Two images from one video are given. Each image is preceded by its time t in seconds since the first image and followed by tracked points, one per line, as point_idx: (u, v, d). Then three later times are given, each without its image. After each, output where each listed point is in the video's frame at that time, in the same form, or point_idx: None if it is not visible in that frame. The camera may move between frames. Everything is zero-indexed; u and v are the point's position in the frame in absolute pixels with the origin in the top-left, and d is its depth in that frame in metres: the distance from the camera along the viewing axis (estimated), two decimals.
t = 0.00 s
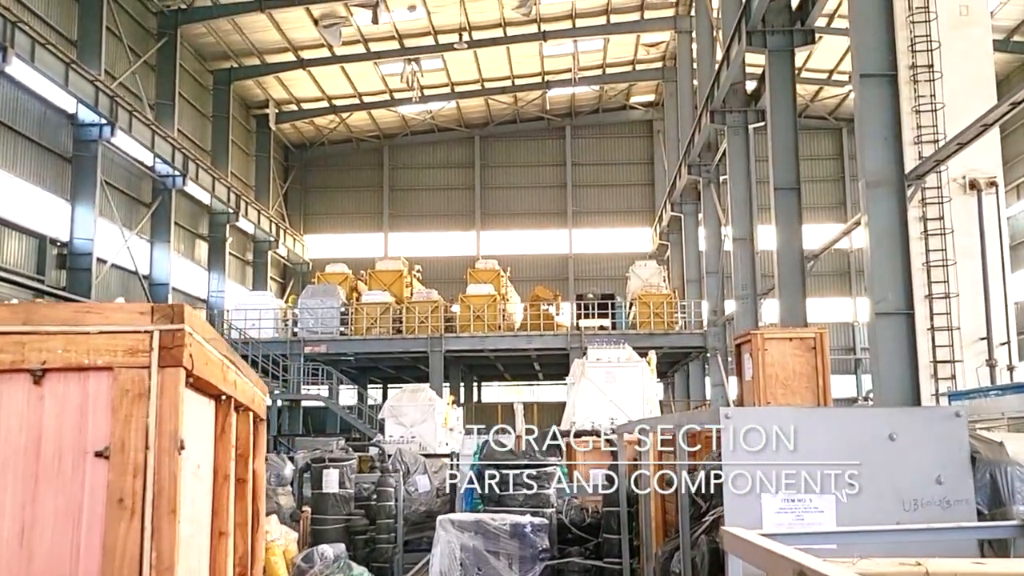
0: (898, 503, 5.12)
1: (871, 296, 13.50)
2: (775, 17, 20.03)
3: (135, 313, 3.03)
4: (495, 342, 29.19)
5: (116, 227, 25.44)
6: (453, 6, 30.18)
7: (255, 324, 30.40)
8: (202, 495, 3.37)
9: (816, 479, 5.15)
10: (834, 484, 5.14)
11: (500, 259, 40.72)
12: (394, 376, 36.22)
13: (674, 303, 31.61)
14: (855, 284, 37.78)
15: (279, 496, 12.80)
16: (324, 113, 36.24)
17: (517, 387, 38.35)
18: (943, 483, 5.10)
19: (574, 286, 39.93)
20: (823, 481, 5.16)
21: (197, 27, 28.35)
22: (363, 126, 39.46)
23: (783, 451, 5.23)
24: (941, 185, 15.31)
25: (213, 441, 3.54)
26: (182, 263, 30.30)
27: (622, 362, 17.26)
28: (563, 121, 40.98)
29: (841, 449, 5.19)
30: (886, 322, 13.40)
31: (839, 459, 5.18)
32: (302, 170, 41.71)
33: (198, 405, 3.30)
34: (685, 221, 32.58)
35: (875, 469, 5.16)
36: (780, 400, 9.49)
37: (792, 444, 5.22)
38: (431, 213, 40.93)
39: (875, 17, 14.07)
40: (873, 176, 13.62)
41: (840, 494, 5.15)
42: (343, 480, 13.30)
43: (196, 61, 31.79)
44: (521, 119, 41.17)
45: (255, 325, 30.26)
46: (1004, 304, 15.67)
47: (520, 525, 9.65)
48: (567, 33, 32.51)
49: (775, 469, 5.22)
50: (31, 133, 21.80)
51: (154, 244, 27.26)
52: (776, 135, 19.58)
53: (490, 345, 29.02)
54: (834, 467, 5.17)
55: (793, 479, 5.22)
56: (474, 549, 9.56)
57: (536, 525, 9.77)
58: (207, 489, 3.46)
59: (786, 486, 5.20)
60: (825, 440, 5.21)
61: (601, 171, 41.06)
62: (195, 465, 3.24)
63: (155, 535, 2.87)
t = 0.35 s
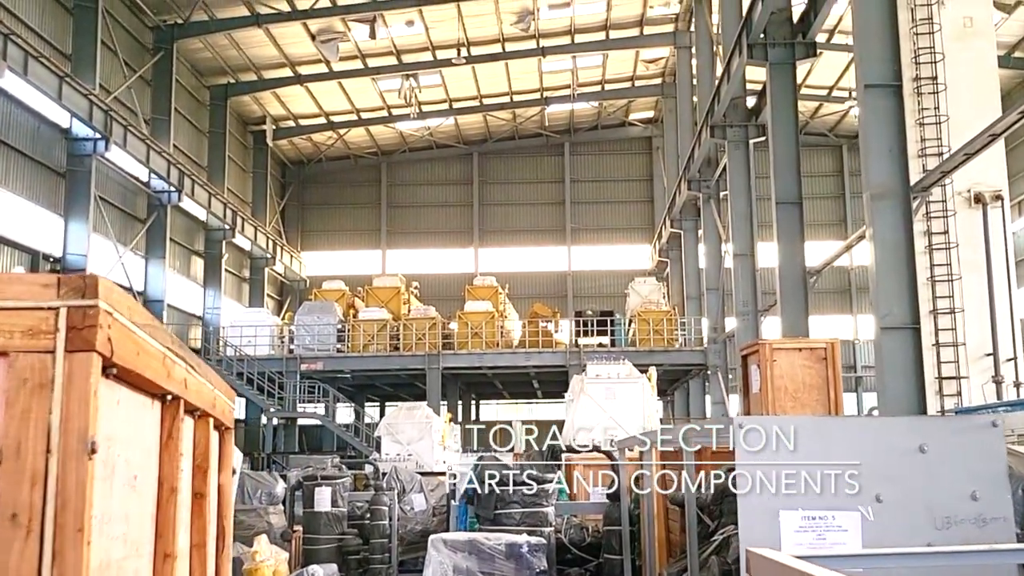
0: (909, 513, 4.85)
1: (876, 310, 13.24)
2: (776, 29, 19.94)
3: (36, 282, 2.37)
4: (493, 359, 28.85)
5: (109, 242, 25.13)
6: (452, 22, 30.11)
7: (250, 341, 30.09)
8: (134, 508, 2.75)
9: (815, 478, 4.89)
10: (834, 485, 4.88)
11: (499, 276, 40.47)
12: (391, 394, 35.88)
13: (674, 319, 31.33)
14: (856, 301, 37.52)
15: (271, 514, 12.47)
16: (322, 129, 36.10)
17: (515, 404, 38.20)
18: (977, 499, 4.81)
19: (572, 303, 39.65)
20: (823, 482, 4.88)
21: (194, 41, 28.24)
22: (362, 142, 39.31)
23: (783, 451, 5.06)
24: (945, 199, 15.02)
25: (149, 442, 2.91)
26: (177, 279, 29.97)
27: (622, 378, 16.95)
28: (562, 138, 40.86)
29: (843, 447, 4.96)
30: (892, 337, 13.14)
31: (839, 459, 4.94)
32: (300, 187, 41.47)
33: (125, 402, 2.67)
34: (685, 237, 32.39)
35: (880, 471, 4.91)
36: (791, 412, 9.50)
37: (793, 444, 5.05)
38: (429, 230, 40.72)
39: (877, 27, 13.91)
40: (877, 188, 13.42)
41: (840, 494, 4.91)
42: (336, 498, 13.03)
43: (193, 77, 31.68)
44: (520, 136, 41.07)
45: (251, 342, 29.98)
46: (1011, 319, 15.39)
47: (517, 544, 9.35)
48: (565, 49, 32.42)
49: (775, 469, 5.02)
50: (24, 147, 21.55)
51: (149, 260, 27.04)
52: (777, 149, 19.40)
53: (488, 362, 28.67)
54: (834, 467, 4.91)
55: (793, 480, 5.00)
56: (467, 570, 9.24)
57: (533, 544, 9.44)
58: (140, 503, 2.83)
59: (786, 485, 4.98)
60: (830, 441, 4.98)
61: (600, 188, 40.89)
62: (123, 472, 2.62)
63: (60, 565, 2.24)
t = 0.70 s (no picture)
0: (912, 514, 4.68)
1: (888, 317, 12.93)
2: (783, 35, 19.76)
3: None
4: (497, 370, 28.49)
5: (109, 253, 24.88)
6: (455, 31, 29.94)
7: (252, 353, 29.85)
8: (46, 537, 2.14)
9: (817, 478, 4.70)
10: (834, 485, 4.70)
11: (503, 288, 40.23)
12: (395, 406, 35.54)
13: (680, 330, 31.02)
14: (863, 311, 37.17)
15: (268, 529, 12.18)
16: (325, 139, 35.94)
17: (520, 417, 37.99)
18: (985, 530, 4.63)
19: (577, 315, 39.38)
20: (823, 481, 4.71)
21: (195, 51, 28.12)
22: (365, 153, 39.16)
23: (783, 451, 4.83)
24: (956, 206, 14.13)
25: (68, 455, 2.29)
26: (178, 291, 29.70)
27: (629, 389, 16.56)
28: (566, 148, 40.66)
29: (844, 447, 4.81)
30: (905, 346, 12.83)
31: (840, 458, 4.78)
32: (303, 198, 41.24)
33: (32, 403, 2.06)
34: (691, 247, 32.15)
35: (882, 471, 4.75)
36: (810, 421, 9.36)
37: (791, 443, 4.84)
38: (432, 241, 40.50)
39: (885, 30, 13.68)
40: (889, 194, 13.15)
41: (841, 494, 4.70)
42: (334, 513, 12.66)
43: (195, 87, 31.56)
44: (524, 146, 40.90)
45: (252, 354, 29.73)
46: None
47: (519, 563, 8.93)
48: (569, 59, 32.30)
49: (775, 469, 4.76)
50: (22, 157, 21.31)
51: (149, 271, 26.79)
52: (784, 156, 19.14)
53: (492, 373, 28.32)
54: (833, 467, 4.75)
55: (793, 480, 4.75)
56: None
57: (537, 562, 9.02)
58: (57, 529, 2.22)
59: (787, 485, 4.73)
60: (829, 444, 4.83)
61: (605, 199, 40.64)
62: (26, 493, 2.02)
63: None
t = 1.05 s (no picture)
0: (897, 508, 4.78)
1: (909, 320, 12.57)
2: (798, 35, 19.31)
3: None
4: (507, 376, 28.17)
5: (118, 258, 24.68)
6: (464, 34, 29.72)
7: (261, 359, 29.62)
8: None
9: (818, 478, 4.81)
10: (834, 485, 4.84)
11: (514, 293, 39.95)
12: (405, 413, 35.29)
13: (693, 335, 30.65)
14: (879, 317, 36.71)
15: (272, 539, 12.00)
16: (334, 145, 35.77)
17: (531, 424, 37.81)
18: (983, 537, 4.70)
19: (589, 320, 39.05)
20: (823, 482, 4.85)
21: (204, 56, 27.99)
22: (375, 158, 38.97)
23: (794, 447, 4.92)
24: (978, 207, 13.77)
25: None
26: (187, 297, 29.48)
27: (642, 395, 16.17)
28: (577, 153, 40.38)
29: (841, 447, 4.90)
30: (927, 350, 12.46)
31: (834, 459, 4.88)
32: (313, 205, 41.08)
33: None
34: (703, 252, 31.80)
35: (879, 470, 4.86)
36: (833, 427, 8.79)
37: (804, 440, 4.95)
38: (443, 247, 40.26)
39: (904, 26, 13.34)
40: (909, 194, 12.78)
41: (841, 495, 4.84)
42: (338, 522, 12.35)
43: (205, 92, 31.47)
44: (534, 151, 40.66)
45: (261, 360, 29.48)
46: None
47: None
48: (580, 62, 32.04)
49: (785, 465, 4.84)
50: (30, 162, 21.09)
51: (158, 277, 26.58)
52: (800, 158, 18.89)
53: (503, 379, 28.01)
54: (835, 467, 4.86)
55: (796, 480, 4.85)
56: None
57: None
58: None
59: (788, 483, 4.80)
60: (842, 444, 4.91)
61: (616, 203, 40.34)
62: None
63: None
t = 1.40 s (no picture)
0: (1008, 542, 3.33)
1: (940, 319, 12.20)
2: (819, 32, 19.13)
3: None
4: (524, 381, 27.88)
5: (133, 263, 24.56)
6: (480, 37, 29.53)
7: (277, 364, 29.47)
8: None
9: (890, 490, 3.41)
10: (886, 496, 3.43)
11: (530, 297, 39.68)
12: (421, 418, 35.05)
13: (712, 339, 30.26)
14: (901, 321, 36.17)
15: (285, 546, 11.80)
16: (349, 149, 35.66)
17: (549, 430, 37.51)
18: None
19: (606, 324, 38.71)
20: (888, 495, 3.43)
21: (220, 59, 27.94)
22: (391, 163, 38.83)
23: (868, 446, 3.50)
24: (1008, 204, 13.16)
25: None
26: (203, 302, 29.36)
27: (664, 399, 15.16)
28: (593, 156, 40.12)
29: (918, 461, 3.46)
30: (958, 350, 12.08)
31: (899, 466, 3.48)
32: (328, 210, 40.97)
33: None
34: (722, 255, 31.42)
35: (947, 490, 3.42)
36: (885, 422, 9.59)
37: (880, 432, 3.51)
38: (459, 251, 40.06)
39: (932, 17, 12.98)
40: (939, 189, 12.41)
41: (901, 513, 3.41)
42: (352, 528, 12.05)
43: (220, 97, 31.44)
44: (550, 155, 40.43)
45: (277, 366, 29.30)
46: None
47: None
48: (598, 64, 31.81)
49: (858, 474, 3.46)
50: (45, 166, 20.97)
51: (174, 282, 26.49)
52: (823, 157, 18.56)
53: (520, 384, 27.72)
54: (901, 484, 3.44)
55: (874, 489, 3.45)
56: None
57: None
58: None
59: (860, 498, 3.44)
60: (927, 443, 3.48)
61: (633, 207, 40.02)
62: None
63: None
